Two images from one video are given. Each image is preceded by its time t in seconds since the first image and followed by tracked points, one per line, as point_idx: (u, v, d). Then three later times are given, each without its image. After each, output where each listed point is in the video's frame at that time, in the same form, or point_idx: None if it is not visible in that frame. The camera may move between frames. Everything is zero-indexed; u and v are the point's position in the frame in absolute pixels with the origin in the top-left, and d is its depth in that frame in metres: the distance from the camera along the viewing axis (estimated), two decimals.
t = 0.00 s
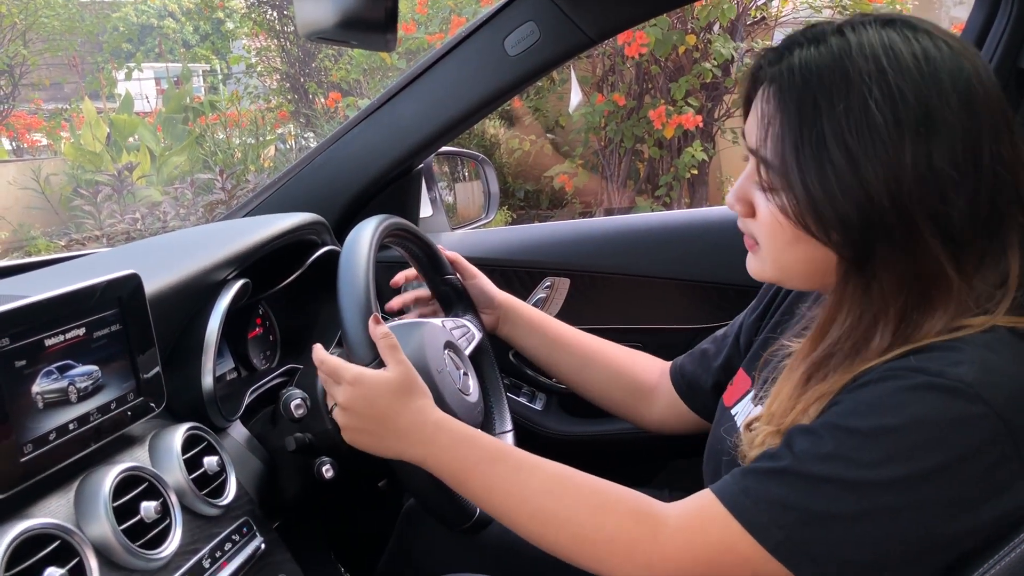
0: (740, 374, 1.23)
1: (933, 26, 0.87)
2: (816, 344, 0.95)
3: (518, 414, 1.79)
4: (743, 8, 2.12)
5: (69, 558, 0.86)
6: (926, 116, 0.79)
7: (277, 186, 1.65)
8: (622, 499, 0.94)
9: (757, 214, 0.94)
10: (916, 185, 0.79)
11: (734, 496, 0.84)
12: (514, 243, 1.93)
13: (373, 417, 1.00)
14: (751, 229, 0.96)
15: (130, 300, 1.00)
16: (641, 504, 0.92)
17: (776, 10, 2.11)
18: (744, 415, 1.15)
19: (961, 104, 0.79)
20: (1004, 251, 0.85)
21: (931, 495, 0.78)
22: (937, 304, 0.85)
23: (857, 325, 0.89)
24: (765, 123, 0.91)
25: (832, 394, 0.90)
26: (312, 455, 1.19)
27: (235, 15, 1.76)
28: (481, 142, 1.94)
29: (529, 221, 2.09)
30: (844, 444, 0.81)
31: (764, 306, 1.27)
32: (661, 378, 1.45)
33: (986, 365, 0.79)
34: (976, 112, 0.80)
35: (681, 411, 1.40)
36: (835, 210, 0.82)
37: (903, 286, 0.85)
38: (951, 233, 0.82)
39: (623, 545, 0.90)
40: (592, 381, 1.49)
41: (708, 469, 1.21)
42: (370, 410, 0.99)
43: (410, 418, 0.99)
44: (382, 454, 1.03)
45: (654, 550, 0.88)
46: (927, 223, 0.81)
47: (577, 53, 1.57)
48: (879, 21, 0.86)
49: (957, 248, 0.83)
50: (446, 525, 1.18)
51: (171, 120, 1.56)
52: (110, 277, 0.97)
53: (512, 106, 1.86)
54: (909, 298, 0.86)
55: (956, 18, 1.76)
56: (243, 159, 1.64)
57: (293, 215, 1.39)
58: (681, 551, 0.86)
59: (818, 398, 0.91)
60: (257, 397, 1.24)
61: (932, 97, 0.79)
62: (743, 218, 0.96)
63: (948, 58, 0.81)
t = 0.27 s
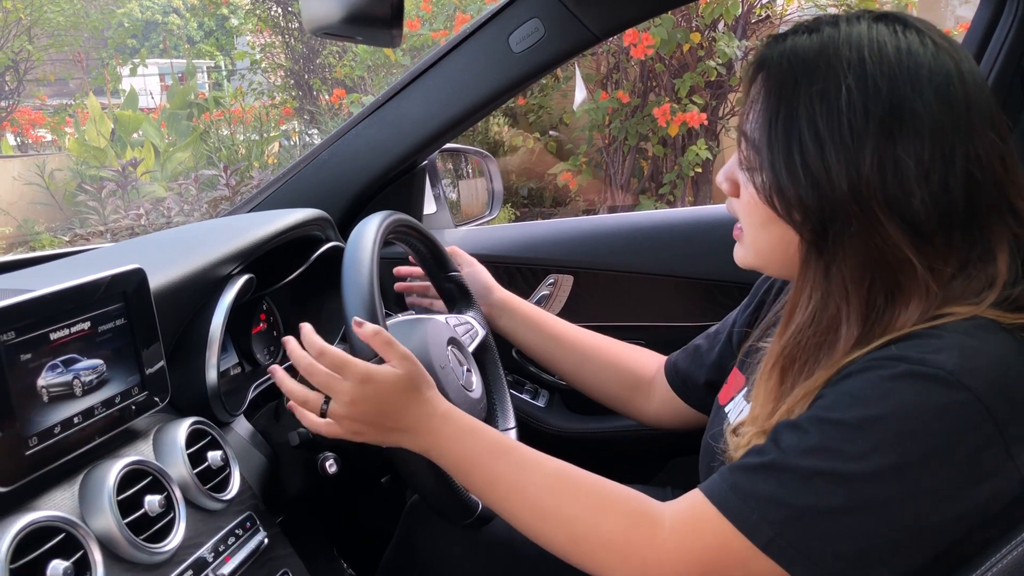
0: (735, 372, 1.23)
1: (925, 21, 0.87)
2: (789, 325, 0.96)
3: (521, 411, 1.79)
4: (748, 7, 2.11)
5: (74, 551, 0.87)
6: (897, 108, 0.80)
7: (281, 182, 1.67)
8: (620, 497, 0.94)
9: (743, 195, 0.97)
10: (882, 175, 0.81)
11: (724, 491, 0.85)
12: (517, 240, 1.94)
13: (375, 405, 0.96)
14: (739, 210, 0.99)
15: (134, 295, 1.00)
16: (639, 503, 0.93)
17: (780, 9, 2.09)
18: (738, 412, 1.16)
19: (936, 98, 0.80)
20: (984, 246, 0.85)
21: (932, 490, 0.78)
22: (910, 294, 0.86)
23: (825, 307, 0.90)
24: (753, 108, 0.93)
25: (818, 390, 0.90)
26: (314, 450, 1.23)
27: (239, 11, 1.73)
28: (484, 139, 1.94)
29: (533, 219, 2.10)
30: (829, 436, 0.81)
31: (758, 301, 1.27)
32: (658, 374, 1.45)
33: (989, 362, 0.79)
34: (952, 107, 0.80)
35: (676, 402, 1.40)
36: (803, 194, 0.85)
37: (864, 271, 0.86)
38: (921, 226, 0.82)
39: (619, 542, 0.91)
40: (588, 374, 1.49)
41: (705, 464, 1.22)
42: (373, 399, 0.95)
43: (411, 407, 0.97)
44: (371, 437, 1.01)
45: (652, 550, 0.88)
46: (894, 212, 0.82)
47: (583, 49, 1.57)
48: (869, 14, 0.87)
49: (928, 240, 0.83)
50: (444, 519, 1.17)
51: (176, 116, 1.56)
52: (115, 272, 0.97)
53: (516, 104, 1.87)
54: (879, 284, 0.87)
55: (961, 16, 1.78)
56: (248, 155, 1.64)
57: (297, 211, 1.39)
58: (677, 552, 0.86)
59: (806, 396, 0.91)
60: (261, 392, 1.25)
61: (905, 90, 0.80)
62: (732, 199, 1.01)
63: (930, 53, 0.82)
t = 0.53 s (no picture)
0: (736, 369, 1.23)
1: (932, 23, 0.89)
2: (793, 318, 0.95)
3: (527, 410, 1.80)
4: (755, 5, 2.10)
5: (79, 544, 0.87)
6: (905, 102, 0.81)
7: (287, 178, 1.66)
8: (607, 467, 0.94)
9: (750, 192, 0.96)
10: (890, 169, 0.82)
11: (713, 463, 0.85)
12: (522, 237, 1.94)
13: (363, 395, 0.98)
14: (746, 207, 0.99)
15: (140, 289, 1.01)
16: (624, 474, 0.93)
17: (787, 7, 2.10)
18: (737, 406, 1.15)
19: (943, 94, 0.81)
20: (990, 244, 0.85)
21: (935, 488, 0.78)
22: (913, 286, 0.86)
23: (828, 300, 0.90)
24: (759, 107, 0.94)
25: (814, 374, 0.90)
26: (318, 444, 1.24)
27: (245, 8, 1.74)
28: (490, 136, 1.94)
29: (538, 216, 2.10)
30: (825, 416, 0.81)
31: (764, 301, 1.28)
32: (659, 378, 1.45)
33: (996, 362, 0.79)
34: (959, 104, 0.81)
35: (676, 409, 1.39)
36: (812, 187, 0.86)
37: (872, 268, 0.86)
38: (928, 219, 0.83)
39: (606, 514, 0.91)
40: (586, 378, 1.49)
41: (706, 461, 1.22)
42: (356, 388, 0.97)
43: (394, 392, 0.98)
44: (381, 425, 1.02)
45: (638, 525, 0.89)
46: (901, 205, 0.83)
47: (589, 46, 1.56)
48: (877, 15, 0.88)
49: (934, 233, 0.84)
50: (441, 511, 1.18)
51: (181, 111, 1.57)
52: (121, 266, 0.98)
53: (522, 101, 1.87)
54: (884, 278, 0.87)
55: (968, 15, 1.78)
56: (253, 151, 1.64)
57: (303, 206, 1.39)
58: (662, 525, 0.87)
59: (801, 377, 0.91)
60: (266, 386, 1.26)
61: (914, 86, 0.82)
62: (737, 198, 1.01)
63: (936, 52, 0.83)
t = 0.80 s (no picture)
0: (740, 367, 1.23)
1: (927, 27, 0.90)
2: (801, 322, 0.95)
3: (530, 405, 1.80)
4: (764, 4, 2.11)
5: (84, 534, 0.87)
6: (909, 101, 0.82)
7: (291, 175, 1.65)
8: (617, 468, 0.94)
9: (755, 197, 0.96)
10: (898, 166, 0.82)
11: (721, 464, 0.85)
12: (527, 234, 1.94)
13: (372, 399, 0.98)
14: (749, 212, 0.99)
15: (146, 281, 1.01)
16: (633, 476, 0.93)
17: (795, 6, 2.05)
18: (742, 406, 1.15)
19: (945, 93, 0.83)
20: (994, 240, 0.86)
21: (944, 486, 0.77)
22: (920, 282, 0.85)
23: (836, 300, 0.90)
24: (759, 111, 0.94)
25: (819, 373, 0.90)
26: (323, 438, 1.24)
27: (253, 3, 1.76)
28: (496, 132, 1.94)
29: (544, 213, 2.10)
30: (834, 413, 0.81)
31: (768, 300, 1.27)
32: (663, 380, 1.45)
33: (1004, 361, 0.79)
34: (960, 102, 0.83)
35: (680, 411, 1.39)
36: (820, 187, 0.86)
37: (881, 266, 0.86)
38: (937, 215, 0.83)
39: (615, 512, 0.91)
40: (591, 380, 1.49)
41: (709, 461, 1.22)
42: (366, 392, 0.98)
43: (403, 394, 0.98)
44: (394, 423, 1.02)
45: (650, 522, 0.88)
46: (909, 202, 0.83)
47: (596, 42, 1.56)
48: (874, 19, 0.90)
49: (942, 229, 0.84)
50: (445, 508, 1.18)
51: (189, 105, 1.57)
52: (128, 258, 0.98)
53: (528, 98, 1.87)
54: (893, 277, 0.86)
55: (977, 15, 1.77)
56: (260, 146, 1.64)
57: (309, 201, 1.39)
58: (674, 524, 0.86)
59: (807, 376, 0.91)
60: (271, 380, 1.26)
61: (916, 85, 0.83)
62: (737, 204, 1.00)
63: (935, 52, 0.85)
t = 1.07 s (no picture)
0: (750, 363, 1.23)
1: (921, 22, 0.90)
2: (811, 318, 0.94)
3: (536, 401, 1.80)
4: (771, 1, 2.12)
5: (90, 522, 0.87)
6: (907, 99, 0.82)
7: (298, 168, 1.65)
8: (626, 457, 0.93)
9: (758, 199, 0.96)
10: (900, 164, 0.82)
11: (726, 458, 0.85)
12: (534, 229, 1.94)
13: (377, 391, 0.99)
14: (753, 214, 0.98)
15: (154, 271, 1.01)
16: (643, 465, 0.92)
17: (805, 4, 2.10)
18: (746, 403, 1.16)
19: (941, 89, 0.82)
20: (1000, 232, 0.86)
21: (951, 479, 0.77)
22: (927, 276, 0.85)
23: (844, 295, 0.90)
24: (757, 115, 0.94)
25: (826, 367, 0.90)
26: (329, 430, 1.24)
27: None
28: (503, 127, 1.94)
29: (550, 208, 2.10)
30: (841, 408, 0.81)
31: (779, 298, 1.26)
32: (669, 379, 1.44)
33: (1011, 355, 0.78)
34: (958, 98, 0.82)
35: (685, 408, 1.39)
36: (822, 190, 0.85)
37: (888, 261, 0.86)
38: (942, 211, 0.83)
39: (625, 501, 0.91)
40: (596, 377, 1.49)
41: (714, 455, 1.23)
42: (373, 385, 0.98)
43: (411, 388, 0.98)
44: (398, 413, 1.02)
45: (659, 510, 0.88)
46: (912, 200, 0.83)
47: (603, 37, 1.56)
48: (867, 17, 0.90)
49: (949, 225, 0.84)
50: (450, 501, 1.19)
51: (196, 99, 1.57)
52: (136, 248, 0.98)
53: (535, 93, 1.87)
54: (901, 272, 0.86)
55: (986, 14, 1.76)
56: (266, 140, 1.65)
57: (315, 194, 1.39)
58: (684, 513, 0.86)
59: (815, 369, 0.91)
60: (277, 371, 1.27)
61: (912, 83, 0.82)
62: (742, 206, 1.00)
63: (929, 49, 0.84)
